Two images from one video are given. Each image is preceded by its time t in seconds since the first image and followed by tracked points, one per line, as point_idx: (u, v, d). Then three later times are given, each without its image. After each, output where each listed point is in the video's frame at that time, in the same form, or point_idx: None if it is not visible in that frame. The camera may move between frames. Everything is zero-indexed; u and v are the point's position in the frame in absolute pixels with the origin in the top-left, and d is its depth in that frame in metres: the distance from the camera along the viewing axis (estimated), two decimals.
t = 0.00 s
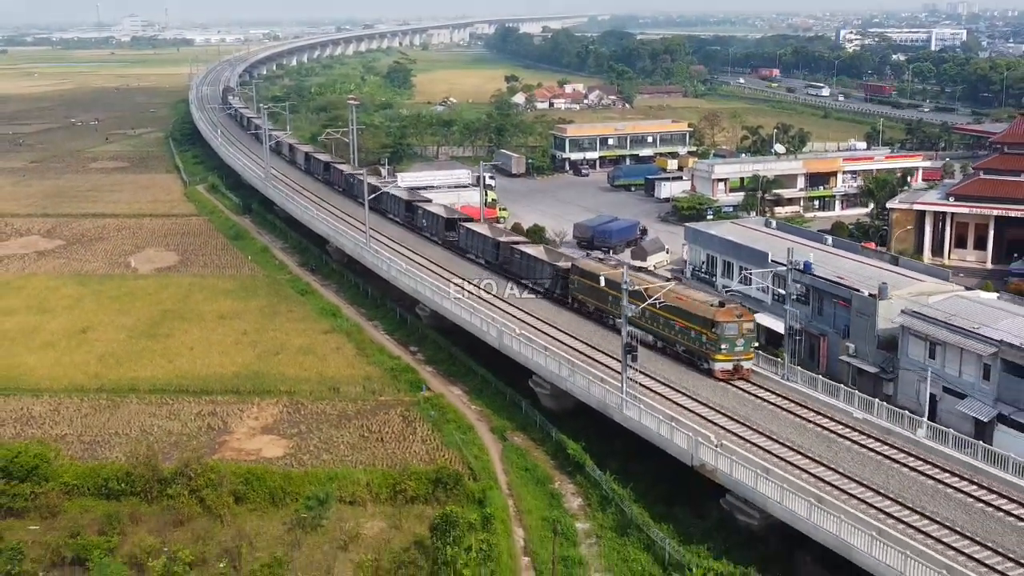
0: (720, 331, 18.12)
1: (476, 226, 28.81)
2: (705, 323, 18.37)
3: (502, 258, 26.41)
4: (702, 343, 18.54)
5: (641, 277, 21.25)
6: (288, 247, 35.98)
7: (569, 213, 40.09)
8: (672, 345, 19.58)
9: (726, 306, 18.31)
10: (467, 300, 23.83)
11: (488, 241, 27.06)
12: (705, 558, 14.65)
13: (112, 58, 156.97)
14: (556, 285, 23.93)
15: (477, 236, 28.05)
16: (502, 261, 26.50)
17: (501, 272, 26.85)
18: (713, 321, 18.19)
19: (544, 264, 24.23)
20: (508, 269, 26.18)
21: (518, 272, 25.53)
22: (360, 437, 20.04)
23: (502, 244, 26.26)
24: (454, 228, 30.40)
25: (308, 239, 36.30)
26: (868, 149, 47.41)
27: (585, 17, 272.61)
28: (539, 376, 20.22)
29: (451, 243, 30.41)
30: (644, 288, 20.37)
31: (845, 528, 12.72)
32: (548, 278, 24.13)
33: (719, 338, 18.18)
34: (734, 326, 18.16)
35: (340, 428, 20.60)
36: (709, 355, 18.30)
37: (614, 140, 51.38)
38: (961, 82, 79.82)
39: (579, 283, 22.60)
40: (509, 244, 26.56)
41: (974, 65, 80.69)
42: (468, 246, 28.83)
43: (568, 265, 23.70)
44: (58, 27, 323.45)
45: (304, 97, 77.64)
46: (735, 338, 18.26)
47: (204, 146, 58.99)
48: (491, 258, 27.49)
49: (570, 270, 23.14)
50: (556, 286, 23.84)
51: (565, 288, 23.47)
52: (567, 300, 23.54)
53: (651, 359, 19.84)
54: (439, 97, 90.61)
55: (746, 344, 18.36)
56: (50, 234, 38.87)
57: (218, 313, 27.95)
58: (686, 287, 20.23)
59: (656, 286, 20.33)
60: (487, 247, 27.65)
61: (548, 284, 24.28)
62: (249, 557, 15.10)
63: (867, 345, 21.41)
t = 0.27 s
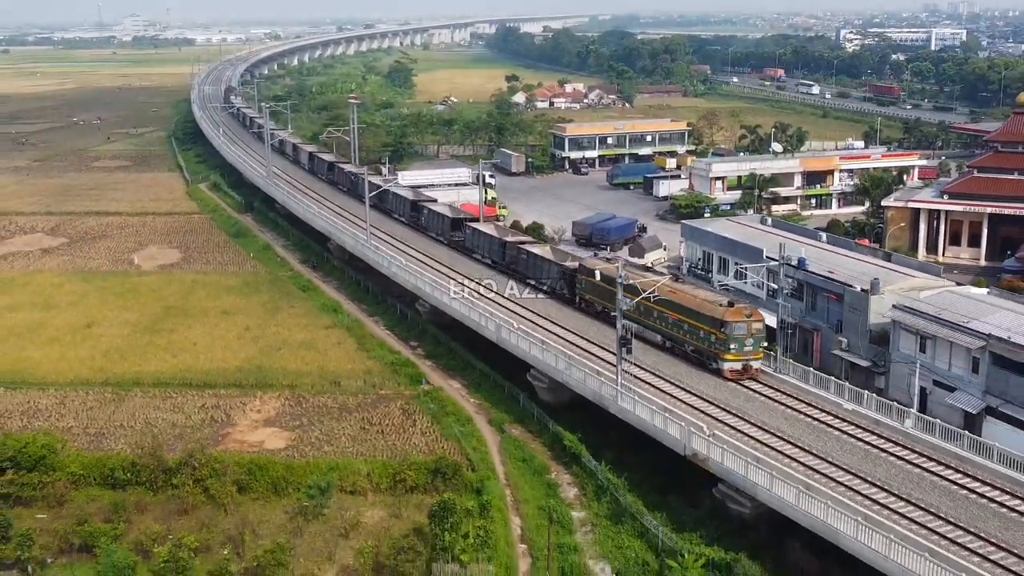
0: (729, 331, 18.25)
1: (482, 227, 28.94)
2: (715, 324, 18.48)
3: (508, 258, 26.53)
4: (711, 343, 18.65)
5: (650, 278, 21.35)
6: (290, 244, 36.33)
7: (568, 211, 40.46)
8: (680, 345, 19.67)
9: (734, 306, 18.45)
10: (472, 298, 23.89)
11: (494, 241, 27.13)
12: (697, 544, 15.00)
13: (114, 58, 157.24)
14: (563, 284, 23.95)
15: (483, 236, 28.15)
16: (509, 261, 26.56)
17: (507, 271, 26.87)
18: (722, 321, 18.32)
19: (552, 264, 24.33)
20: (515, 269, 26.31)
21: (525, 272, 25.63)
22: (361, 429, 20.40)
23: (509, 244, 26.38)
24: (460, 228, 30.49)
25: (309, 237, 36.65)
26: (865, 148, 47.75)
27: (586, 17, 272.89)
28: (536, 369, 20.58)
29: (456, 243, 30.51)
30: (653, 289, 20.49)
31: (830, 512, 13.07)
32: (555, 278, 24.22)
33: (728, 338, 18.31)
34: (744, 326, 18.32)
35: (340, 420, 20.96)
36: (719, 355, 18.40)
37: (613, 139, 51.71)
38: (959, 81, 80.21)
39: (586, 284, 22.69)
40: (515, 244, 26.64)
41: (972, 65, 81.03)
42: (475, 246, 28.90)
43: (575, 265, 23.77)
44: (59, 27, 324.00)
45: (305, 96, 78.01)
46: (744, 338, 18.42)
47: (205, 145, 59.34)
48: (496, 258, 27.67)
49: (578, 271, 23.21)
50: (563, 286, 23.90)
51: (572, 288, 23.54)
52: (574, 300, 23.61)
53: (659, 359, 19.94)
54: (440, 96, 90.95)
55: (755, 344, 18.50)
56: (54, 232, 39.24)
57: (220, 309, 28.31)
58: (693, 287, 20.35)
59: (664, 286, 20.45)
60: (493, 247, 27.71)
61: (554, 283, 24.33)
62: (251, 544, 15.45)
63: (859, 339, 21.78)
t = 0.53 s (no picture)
0: (738, 332, 18.33)
1: (488, 227, 29.15)
2: (724, 324, 18.58)
3: (514, 258, 26.66)
4: (719, 344, 18.74)
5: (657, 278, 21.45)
6: (291, 242, 36.67)
7: (567, 210, 40.84)
8: (687, 346, 19.76)
9: (743, 307, 18.55)
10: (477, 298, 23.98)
11: (501, 241, 27.30)
12: (688, 533, 15.34)
13: (115, 58, 157.58)
14: (569, 284, 24.06)
15: (488, 236, 28.31)
16: (515, 261, 26.72)
17: (513, 272, 27.05)
18: (731, 322, 18.41)
19: (558, 265, 24.44)
20: (520, 269, 26.44)
21: (531, 272, 25.76)
22: (360, 423, 20.74)
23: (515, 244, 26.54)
24: (465, 229, 30.55)
25: (310, 235, 37.00)
26: (863, 147, 48.09)
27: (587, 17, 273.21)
28: (533, 364, 20.92)
29: (462, 243, 30.57)
30: (660, 290, 20.57)
31: (817, 501, 13.42)
32: (561, 279, 24.33)
33: (737, 339, 18.40)
34: (752, 327, 18.43)
35: (340, 414, 21.32)
36: (727, 356, 18.49)
37: (612, 138, 51.99)
38: (957, 81, 80.51)
39: (592, 284, 22.81)
40: (521, 244, 26.82)
41: (971, 65, 81.34)
42: (480, 246, 29.07)
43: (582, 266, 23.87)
44: (60, 26, 324.37)
45: (306, 95, 78.34)
46: (753, 339, 18.51)
47: (207, 144, 59.70)
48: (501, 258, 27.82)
49: (584, 271, 23.31)
50: (569, 286, 24.01)
51: (578, 287, 23.63)
52: (581, 300, 23.70)
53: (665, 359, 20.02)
54: (440, 96, 91.29)
55: (763, 345, 18.59)
56: (57, 230, 39.60)
57: (222, 305, 28.67)
58: (700, 287, 20.43)
59: (671, 287, 20.54)
60: (499, 247, 27.89)
61: (561, 284, 24.43)
62: (253, 533, 15.80)
63: (851, 334, 22.13)
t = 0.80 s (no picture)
0: (745, 334, 18.26)
1: (492, 228, 29.26)
2: (731, 327, 18.52)
3: (519, 260, 26.71)
4: (726, 346, 18.68)
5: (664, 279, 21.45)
6: (291, 241, 36.97)
7: (565, 209, 41.12)
8: (694, 348, 19.71)
9: (750, 309, 18.47)
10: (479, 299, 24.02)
11: (505, 243, 27.37)
12: (679, 524, 15.65)
13: (116, 58, 157.95)
14: (575, 286, 24.07)
15: (493, 237, 28.38)
16: (519, 263, 26.78)
17: (517, 274, 27.15)
18: (738, 324, 18.31)
19: (563, 266, 24.47)
20: (525, 271, 26.50)
21: (535, 273, 25.84)
22: (359, 418, 21.03)
23: (520, 245, 26.61)
24: (469, 230, 30.49)
25: (310, 233, 37.29)
26: (860, 147, 48.38)
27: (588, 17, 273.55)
28: (529, 360, 21.23)
29: (465, 244, 30.51)
30: (666, 291, 20.49)
31: (803, 491, 13.70)
32: (567, 280, 24.37)
33: (744, 341, 18.33)
34: (759, 329, 18.30)
35: (339, 409, 21.61)
36: (734, 358, 18.43)
37: (611, 137, 52.24)
38: (955, 81, 80.77)
39: (599, 286, 22.89)
40: (525, 245, 26.88)
41: (969, 65, 81.66)
42: (484, 247, 29.16)
43: (588, 267, 23.91)
44: (61, 26, 325.05)
45: (307, 95, 78.67)
46: (760, 342, 18.40)
47: (208, 143, 60.03)
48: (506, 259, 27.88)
49: (591, 272, 23.35)
50: (575, 287, 24.03)
51: (584, 289, 23.67)
52: (588, 302, 23.69)
53: (672, 361, 19.97)
54: (441, 95, 91.61)
55: (771, 347, 18.50)
56: (59, 228, 39.92)
57: (223, 303, 28.98)
58: (706, 289, 20.35)
59: (677, 288, 20.46)
60: (504, 248, 27.97)
61: (566, 285, 24.43)
62: (252, 524, 16.09)
63: (843, 331, 22.43)
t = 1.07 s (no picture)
0: (748, 337, 18.17)
1: (494, 230, 29.28)
2: (733, 329, 18.43)
3: (521, 262, 26.73)
4: (729, 349, 18.59)
5: (666, 282, 21.39)
6: (289, 240, 37.26)
7: (562, 208, 41.37)
8: (697, 351, 19.62)
9: (753, 312, 18.37)
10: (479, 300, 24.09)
11: (507, 245, 27.43)
12: (666, 517, 15.93)
13: (118, 58, 158.32)
14: (577, 288, 24.14)
15: (494, 238, 28.40)
16: (521, 264, 26.85)
17: (519, 276, 27.17)
18: (742, 327, 18.22)
19: (565, 269, 24.53)
20: (527, 273, 26.53)
21: (537, 275, 25.91)
22: (353, 414, 21.29)
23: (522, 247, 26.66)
24: (471, 232, 30.45)
25: (307, 233, 37.54)
26: (856, 146, 48.61)
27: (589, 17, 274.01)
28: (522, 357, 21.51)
29: (467, 247, 30.59)
30: (669, 294, 20.37)
31: (783, 482, 14.02)
32: (569, 282, 24.41)
33: (747, 344, 18.24)
34: (763, 332, 18.18)
35: (334, 406, 21.86)
36: (737, 361, 18.36)
37: (608, 137, 52.48)
38: (954, 82, 81.05)
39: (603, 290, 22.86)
40: (527, 248, 26.91)
41: (967, 65, 81.97)
42: (485, 249, 29.16)
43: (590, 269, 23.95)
44: (63, 26, 325.72)
45: (307, 96, 78.94)
46: (764, 345, 18.28)
47: (208, 143, 60.32)
48: (507, 261, 27.89)
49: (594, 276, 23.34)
50: (578, 288, 24.07)
51: (587, 291, 23.68)
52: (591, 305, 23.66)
53: (676, 364, 19.87)
54: (440, 95, 91.92)
55: (774, 350, 18.40)
56: (58, 228, 40.21)
57: (220, 301, 29.26)
58: (709, 291, 20.31)
59: (679, 291, 20.39)
60: (506, 250, 27.99)
61: (569, 287, 24.48)
62: (246, 517, 16.38)
63: (832, 329, 22.69)
